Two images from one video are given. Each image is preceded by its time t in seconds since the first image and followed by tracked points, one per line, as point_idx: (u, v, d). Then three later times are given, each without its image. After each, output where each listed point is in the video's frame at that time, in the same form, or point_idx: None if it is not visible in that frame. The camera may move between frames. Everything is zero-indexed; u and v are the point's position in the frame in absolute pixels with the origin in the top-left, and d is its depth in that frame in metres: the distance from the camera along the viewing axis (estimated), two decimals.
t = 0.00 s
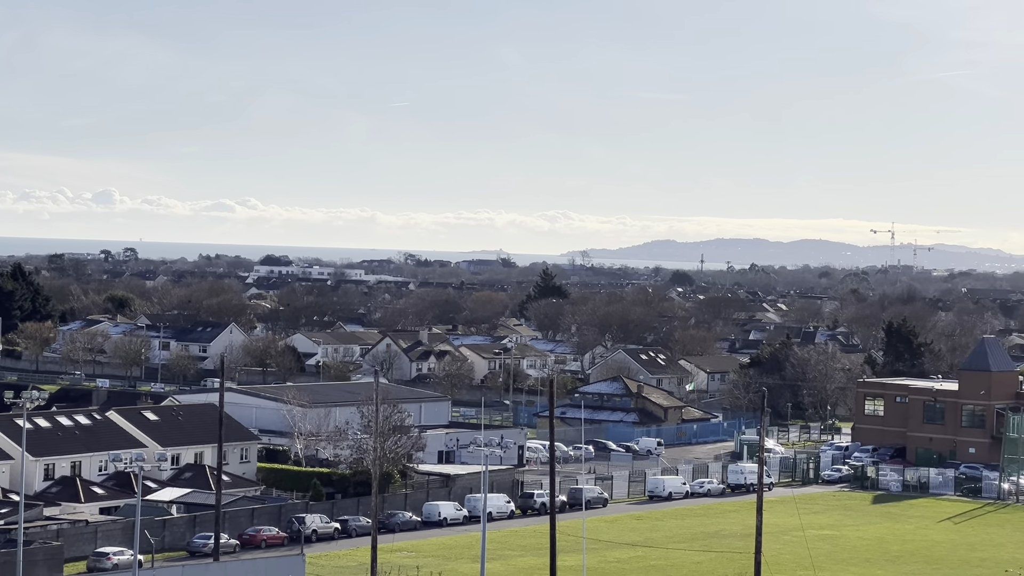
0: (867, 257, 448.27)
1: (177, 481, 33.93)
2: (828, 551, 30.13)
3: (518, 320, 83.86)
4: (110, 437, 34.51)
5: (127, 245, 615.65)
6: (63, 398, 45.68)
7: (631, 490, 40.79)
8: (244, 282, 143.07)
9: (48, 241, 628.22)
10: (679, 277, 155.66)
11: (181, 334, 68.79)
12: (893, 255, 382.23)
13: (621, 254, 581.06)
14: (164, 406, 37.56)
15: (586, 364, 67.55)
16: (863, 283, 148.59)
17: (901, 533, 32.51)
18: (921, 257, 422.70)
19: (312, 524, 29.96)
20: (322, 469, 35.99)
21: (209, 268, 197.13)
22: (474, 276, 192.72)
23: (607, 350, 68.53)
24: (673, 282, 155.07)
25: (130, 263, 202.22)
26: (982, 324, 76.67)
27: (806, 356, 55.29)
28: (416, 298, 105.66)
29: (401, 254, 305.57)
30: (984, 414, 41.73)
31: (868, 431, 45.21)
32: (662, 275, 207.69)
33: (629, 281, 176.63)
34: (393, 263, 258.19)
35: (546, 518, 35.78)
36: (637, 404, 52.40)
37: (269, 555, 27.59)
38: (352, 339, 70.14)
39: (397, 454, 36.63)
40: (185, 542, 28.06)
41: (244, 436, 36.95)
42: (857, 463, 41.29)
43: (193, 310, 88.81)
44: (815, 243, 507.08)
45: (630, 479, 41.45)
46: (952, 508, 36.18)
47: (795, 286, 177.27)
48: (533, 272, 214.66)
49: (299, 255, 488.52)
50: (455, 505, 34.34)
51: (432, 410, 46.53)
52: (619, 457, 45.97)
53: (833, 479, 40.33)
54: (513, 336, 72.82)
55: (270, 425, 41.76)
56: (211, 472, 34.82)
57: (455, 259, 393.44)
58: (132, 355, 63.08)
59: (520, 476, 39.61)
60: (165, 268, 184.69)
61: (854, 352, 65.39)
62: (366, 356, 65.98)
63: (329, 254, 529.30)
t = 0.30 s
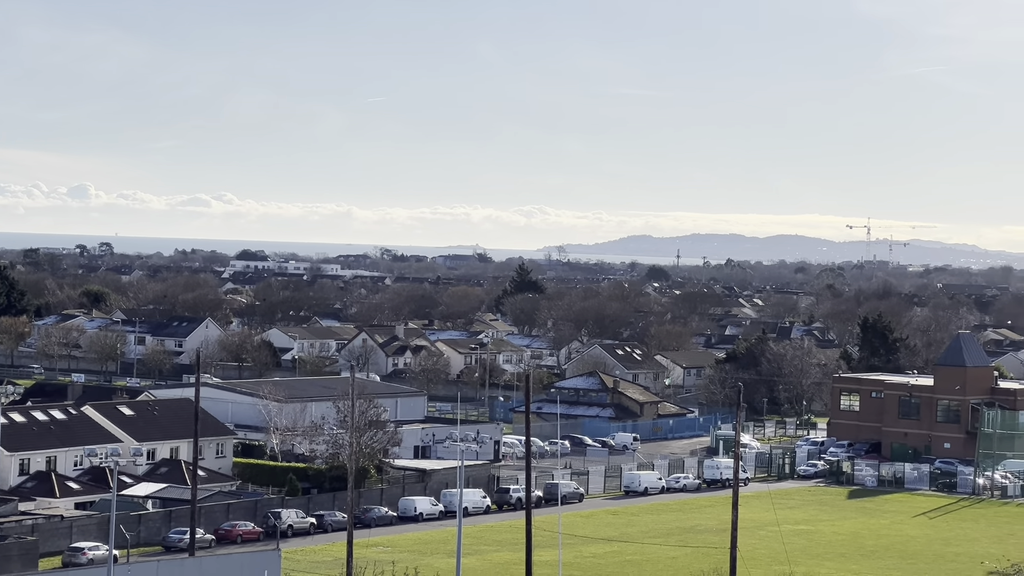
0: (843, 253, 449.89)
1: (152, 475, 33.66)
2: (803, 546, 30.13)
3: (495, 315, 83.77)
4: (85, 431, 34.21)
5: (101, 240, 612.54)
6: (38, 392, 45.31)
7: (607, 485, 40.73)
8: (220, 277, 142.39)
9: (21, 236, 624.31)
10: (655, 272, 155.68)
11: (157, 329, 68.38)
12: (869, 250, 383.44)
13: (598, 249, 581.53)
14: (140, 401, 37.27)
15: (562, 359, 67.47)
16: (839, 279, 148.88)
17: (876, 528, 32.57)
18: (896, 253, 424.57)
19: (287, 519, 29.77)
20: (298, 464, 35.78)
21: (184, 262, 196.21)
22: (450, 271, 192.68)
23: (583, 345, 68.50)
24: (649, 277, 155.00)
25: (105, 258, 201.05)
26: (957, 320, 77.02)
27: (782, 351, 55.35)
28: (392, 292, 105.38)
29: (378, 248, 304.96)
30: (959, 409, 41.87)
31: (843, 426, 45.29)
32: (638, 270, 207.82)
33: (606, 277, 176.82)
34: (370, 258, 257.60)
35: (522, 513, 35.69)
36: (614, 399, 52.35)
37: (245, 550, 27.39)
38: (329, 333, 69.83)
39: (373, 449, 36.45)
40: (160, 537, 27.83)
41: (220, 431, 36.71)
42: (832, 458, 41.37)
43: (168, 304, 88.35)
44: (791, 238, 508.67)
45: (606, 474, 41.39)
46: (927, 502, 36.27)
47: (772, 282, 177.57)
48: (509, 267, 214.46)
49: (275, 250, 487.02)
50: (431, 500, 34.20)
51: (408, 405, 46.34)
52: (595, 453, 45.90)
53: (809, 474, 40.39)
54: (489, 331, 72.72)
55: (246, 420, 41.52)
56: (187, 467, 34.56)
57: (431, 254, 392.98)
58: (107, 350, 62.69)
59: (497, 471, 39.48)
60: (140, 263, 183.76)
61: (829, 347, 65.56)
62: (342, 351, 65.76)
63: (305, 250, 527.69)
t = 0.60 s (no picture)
0: (822, 248, 451.35)
1: (132, 471, 33.50)
2: (782, 541, 30.23)
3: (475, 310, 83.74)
4: (65, 426, 34.05)
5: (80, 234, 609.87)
6: (17, 387, 45.09)
7: (586, 480, 40.76)
8: (201, 272, 141.85)
9: None
10: (636, 267, 155.86)
11: (137, 324, 68.09)
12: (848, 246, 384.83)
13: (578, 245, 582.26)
14: (119, 396, 37.09)
15: (542, 354, 67.48)
16: (819, 275, 149.37)
17: (855, 522, 32.70)
18: (876, 249, 426.42)
19: (267, 514, 29.69)
20: (278, 459, 35.66)
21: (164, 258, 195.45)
22: (430, 266, 192.65)
23: (562, 340, 68.52)
24: (630, 272, 155.24)
25: (84, 252, 200.06)
26: (936, 315, 77.39)
27: (761, 346, 55.48)
28: (372, 287, 105.23)
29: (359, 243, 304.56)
30: (938, 404, 42.05)
31: (823, 421, 45.43)
32: (618, 264, 208.05)
33: (586, 272, 177.09)
34: (349, 252, 257.21)
35: (502, 508, 35.66)
36: (594, 394, 52.36)
37: (225, 544, 27.30)
38: (309, 328, 69.68)
39: (353, 444, 36.34)
40: (140, 532, 27.72)
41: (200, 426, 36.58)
42: (811, 453, 41.47)
43: (148, 299, 87.99)
44: (771, 233, 509.96)
45: (586, 468, 41.41)
46: (905, 497, 36.43)
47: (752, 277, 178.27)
48: (489, 263, 214.28)
49: (255, 245, 485.93)
50: (411, 495, 34.15)
51: (388, 400, 46.25)
52: (575, 448, 45.91)
53: (788, 469, 40.51)
54: (469, 326, 72.68)
55: (226, 415, 41.37)
56: (167, 462, 34.42)
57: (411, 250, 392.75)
58: (87, 344, 62.39)
59: (477, 466, 39.43)
60: (119, 258, 182.93)
61: (809, 342, 65.77)
62: (322, 346, 65.60)
63: (285, 246, 526.68)
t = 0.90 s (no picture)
0: (803, 243, 452.59)
1: (113, 465, 33.28)
2: (763, 535, 30.21)
3: (456, 305, 83.61)
4: (45, 420, 33.82)
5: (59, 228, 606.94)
6: None
7: (567, 474, 40.70)
8: (182, 265, 141.26)
9: None
10: (618, 262, 155.96)
11: (117, 318, 67.74)
12: (829, 241, 386.00)
13: (559, 239, 582.35)
14: (100, 390, 36.85)
15: (523, 348, 67.39)
16: (800, 269, 149.60)
17: (836, 517, 32.70)
18: (857, 243, 427.89)
19: (248, 509, 29.53)
20: (259, 453, 35.49)
21: (144, 251, 194.51)
22: (412, 260, 192.53)
23: (544, 334, 68.47)
24: (611, 267, 155.33)
25: (64, 246, 199.04)
26: (915, 309, 77.66)
27: (742, 340, 55.52)
28: (354, 282, 104.93)
29: (339, 238, 303.78)
30: (918, 399, 42.13)
31: (804, 415, 45.47)
32: (599, 259, 208.01)
33: (567, 267, 177.08)
34: (330, 246, 256.73)
35: (483, 502, 35.57)
36: (575, 388, 52.29)
37: (206, 539, 27.13)
38: (290, 323, 69.41)
39: (334, 438, 36.19)
40: (121, 527, 27.53)
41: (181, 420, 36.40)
42: (792, 448, 41.50)
43: (129, 293, 87.53)
44: (751, 228, 511.01)
45: (567, 462, 41.33)
46: (886, 491, 36.47)
47: (733, 271, 178.62)
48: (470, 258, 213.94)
49: (235, 239, 484.46)
50: (392, 489, 34.02)
51: (369, 394, 46.10)
52: (556, 442, 45.83)
53: (770, 464, 40.53)
54: (450, 320, 72.56)
55: (206, 409, 41.18)
56: (148, 456, 34.21)
57: (392, 244, 391.99)
58: (67, 338, 62.02)
59: (458, 461, 39.32)
60: (100, 252, 182.05)
61: (790, 336, 65.81)
62: (303, 340, 65.36)
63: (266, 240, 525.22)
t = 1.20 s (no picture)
0: (786, 239, 453.54)
1: (96, 461, 33.06)
2: (746, 531, 30.19)
3: (440, 301, 83.44)
4: (27, 416, 33.58)
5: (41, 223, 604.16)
6: None
7: (551, 470, 40.63)
8: (164, 261, 140.76)
9: None
10: (600, 258, 155.91)
11: (100, 314, 67.40)
12: (811, 237, 386.94)
13: (543, 235, 582.33)
14: (83, 386, 36.61)
15: (506, 344, 67.31)
16: (783, 265, 150.03)
17: (819, 513, 32.71)
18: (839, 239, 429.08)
19: (232, 505, 29.36)
20: (242, 449, 35.31)
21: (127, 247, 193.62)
22: (395, 256, 192.40)
23: (527, 330, 68.42)
24: (594, 262, 155.35)
25: (47, 243, 198.05)
26: (898, 305, 77.87)
27: (725, 336, 55.53)
28: (337, 278, 104.63)
29: (323, 234, 303.03)
30: (902, 395, 42.18)
31: (787, 411, 45.49)
32: (583, 255, 207.91)
33: (550, 263, 177.13)
34: (313, 242, 256.10)
35: (466, 498, 35.47)
36: (558, 384, 52.21)
37: (189, 535, 26.97)
38: (273, 318, 69.19)
39: (317, 434, 36.02)
40: (103, 523, 27.34)
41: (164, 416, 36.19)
42: (776, 444, 41.51)
43: (111, 289, 87.10)
44: (734, 223, 512.00)
45: (550, 458, 41.27)
46: (869, 487, 36.49)
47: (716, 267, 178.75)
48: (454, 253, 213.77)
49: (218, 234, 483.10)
50: (375, 485, 33.89)
51: (352, 390, 45.93)
52: (540, 438, 45.76)
53: (753, 460, 40.53)
54: (433, 316, 72.43)
55: (190, 405, 40.96)
56: (131, 452, 34.00)
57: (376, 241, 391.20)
58: (49, 334, 61.66)
59: (441, 457, 39.20)
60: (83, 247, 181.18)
61: (774, 333, 65.89)
62: (287, 336, 65.13)
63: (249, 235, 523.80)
